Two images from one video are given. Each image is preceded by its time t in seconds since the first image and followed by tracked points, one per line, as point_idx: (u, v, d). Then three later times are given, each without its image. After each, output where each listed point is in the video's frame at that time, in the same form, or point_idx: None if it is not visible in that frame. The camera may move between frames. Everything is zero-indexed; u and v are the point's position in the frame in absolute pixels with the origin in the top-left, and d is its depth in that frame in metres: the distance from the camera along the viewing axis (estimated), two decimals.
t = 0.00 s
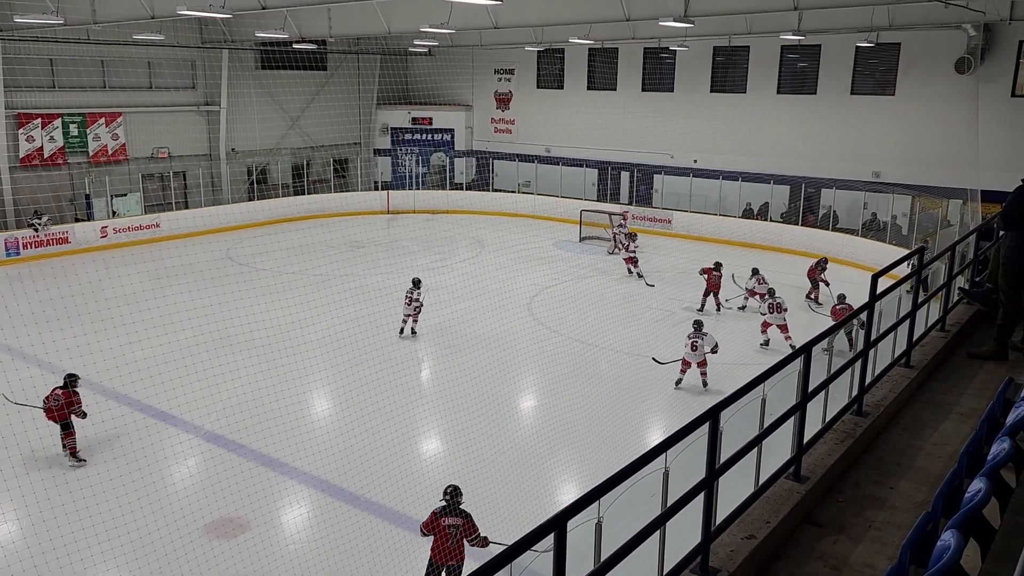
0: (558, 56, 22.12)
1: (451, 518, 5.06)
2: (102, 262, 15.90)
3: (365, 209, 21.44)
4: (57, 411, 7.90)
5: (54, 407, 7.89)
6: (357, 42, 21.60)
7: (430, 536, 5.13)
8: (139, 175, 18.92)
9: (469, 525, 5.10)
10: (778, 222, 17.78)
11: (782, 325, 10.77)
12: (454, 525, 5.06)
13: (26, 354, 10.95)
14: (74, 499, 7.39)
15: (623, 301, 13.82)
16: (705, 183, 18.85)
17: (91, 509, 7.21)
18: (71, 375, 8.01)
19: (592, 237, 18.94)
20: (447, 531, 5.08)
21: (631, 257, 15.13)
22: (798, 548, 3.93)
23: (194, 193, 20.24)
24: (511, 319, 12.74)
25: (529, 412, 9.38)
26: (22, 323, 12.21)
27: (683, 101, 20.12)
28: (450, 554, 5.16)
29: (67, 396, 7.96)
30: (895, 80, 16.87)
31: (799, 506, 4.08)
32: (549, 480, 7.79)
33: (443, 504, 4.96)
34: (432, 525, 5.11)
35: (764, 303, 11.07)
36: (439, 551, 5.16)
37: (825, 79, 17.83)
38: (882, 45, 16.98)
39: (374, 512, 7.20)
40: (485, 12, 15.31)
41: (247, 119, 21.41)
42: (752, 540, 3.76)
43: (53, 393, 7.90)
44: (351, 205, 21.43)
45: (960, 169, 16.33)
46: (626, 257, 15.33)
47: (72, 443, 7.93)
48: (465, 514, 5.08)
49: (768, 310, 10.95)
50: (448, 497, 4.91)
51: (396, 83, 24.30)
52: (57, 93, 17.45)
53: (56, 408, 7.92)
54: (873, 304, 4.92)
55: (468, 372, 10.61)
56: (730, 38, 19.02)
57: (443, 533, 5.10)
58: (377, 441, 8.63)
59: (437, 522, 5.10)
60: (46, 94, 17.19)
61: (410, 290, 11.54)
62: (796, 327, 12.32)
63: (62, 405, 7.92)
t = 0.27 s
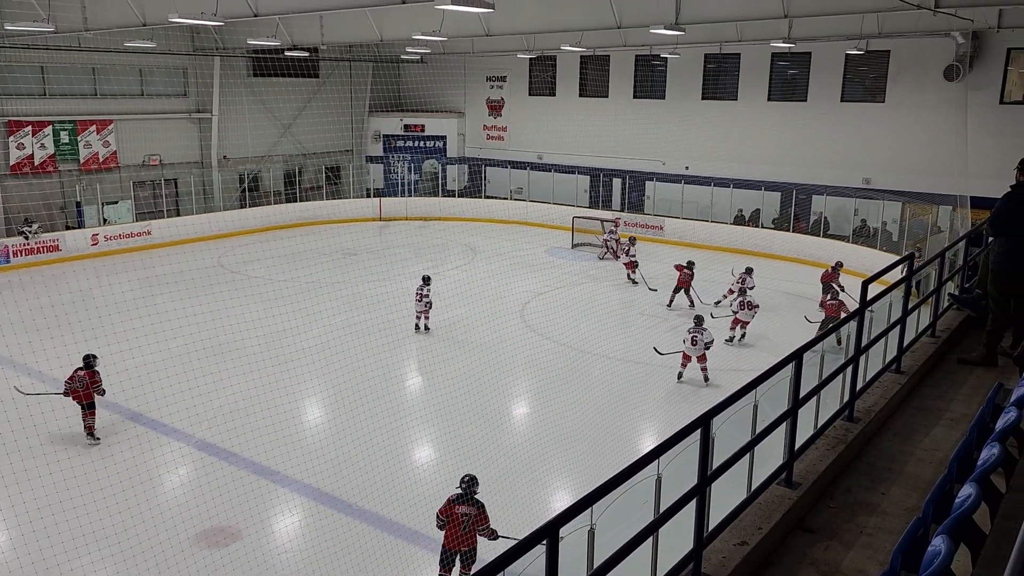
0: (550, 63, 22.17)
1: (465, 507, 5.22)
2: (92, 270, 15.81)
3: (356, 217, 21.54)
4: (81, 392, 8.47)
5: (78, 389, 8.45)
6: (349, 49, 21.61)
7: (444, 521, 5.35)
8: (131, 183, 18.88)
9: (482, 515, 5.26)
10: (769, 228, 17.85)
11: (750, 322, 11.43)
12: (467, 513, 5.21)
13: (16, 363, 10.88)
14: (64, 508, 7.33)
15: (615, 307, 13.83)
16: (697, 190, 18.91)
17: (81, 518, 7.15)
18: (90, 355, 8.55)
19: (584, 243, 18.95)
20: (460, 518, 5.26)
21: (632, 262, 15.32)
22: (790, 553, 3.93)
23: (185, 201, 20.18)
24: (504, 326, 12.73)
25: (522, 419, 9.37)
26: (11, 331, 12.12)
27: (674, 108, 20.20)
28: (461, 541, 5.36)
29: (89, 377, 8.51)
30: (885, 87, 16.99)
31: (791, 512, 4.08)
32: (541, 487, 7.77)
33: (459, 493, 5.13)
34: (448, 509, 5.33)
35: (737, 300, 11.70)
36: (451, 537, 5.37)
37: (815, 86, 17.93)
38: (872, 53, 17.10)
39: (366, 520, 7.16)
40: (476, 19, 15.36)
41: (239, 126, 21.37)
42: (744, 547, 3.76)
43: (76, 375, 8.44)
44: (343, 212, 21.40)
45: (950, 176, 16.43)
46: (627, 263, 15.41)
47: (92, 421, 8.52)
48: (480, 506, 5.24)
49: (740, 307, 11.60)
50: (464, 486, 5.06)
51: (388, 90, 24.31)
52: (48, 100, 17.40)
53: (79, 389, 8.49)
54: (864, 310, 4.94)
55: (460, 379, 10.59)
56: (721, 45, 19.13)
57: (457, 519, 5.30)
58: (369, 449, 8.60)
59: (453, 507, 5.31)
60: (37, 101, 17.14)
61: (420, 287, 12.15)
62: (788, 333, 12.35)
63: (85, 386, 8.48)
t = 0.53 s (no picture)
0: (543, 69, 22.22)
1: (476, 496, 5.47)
2: (85, 276, 15.77)
3: (349, 223, 21.49)
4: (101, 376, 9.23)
5: (100, 373, 9.21)
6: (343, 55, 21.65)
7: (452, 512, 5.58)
8: (123, 189, 18.86)
9: (491, 504, 5.50)
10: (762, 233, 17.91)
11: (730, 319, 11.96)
12: (478, 503, 5.46)
13: (7, 370, 10.83)
14: (55, 515, 7.29)
15: (609, 312, 13.85)
16: (690, 196, 18.97)
17: (73, 525, 7.12)
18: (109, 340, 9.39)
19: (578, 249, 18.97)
20: (471, 508, 5.51)
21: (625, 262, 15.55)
22: (783, 558, 3.94)
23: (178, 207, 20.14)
24: (498, 331, 12.74)
25: (516, 424, 9.36)
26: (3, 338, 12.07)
27: (667, 114, 20.26)
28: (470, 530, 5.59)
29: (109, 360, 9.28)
30: (876, 93, 17.08)
31: (784, 517, 4.08)
32: (535, 493, 7.76)
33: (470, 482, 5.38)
34: (459, 500, 5.56)
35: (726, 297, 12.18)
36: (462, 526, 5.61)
37: (807, 92, 18.02)
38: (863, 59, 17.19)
39: (360, 527, 7.14)
40: (469, 26, 15.41)
41: (232, 132, 21.37)
42: (738, 552, 3.76)
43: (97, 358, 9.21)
44: (336, 218, 21.36)
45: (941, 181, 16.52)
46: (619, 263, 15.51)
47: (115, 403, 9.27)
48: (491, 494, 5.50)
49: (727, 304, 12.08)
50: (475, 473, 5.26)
51: (382, 95, 24.33)
52: (40, 107, 17.36)
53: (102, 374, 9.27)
54: (855, 315, 4.95)
55: (454, 385, 10.58)
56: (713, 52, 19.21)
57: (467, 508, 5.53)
58: (363, 455, 8.59)
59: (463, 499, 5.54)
60: (29, 107, 17.12)
61: (431, 284, 12.53)
62: (781, 338, 12.38)
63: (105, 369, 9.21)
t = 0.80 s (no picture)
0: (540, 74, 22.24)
1: (486, 485, 6.08)
2: (80, 282, 15.72)
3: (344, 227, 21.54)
4: (126, 364, 9.80)
5: (124, 361, 9.78)
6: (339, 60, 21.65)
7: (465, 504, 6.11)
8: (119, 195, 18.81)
9: (503, 492, 6.10)
10: (759, 237, 17.93)
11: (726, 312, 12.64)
12: (489, 492, 6.07)
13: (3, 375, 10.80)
14: (51, 522, 7.26)
15: (606, 317, 13.85)
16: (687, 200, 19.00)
17: (68, 532, 7.08)
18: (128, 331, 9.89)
19: (575, 253, 18.98)
20: (483, 498, 6.09)
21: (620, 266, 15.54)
22: (780, 562, 3.94)
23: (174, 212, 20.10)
24: (495, 336, 12.73)
25: (513, 429, 9.35)
26: None
27: (664, 118, 20.30)
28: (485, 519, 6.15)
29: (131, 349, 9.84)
30: (871, 98, 17.14)
31: (781, 521, 4.08)
32: (533, 498, 7.74)
33: (480, 472, 5.99)
34: (470, 493, 6.13)
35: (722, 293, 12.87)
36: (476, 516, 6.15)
37: (803, 96, 18.07)
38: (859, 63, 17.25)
39: (356, 532, 7.12)
40: (465, 30, 15.42)
41: (228, 137, 21.34)
42: (734, 556, 3.76)
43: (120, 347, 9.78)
44: (332, 223, 21.39)
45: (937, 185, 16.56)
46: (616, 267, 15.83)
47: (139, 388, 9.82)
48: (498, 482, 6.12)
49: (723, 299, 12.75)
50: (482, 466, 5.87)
51: (378, 99, 24.33)
52: (35, 112, 17.33)
53: (126, 362, 9.84)
54: (851, 318, 4.96)
55: (451, 390, 10.57)
56: (709, 56, 19.26)
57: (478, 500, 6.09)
58: (360, 461, 8.56)
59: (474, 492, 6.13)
60: (24, 112, 17.07)
61: (443, 282, 12.92)
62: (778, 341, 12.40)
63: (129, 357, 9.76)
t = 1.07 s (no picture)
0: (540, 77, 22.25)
1: (492, 476, 6.26)
2: (81, 286, 15.73)
3: (345, 232, 21.64)
4: (145, 352, 10.35)
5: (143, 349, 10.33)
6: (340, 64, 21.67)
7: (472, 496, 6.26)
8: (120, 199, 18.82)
9: (508, 478, 6.33)
10: (759, 240, 17.91)
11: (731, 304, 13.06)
12: (495, 482, 6.26)
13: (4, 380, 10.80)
14: (52, 526, 7.25)
15: (607, 320, 13.86)
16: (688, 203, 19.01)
17: (68, 537, 7.07)
18: (149, 321, 10.46)
19: (575, 257, 18.98)
20: (490, 489, 6.25)
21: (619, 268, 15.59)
22: (781, 565, 3.93)
23: (175, 216, 20.13)
24: (496, 340, 12.73)
25: (514, 433, 9.34)
26: None
27: (664, 122, 20.32)
28: (494, 509, 6.31)
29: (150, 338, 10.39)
30: (872, 101, 17.16)
31: (782, 525, 4.08)
32: (534, 502, 7.73)
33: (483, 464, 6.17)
34: (476, 486, 6.28)
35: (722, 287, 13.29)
36: (485, 508, 6.29)
37: (803, 99, 18.08)
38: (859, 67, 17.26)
39: (357, 536, 7.11)
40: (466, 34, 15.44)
41: (229, 141, 21.35)
42: (736, 559, 3.75)
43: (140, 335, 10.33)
44: (333, 227, 21.48)
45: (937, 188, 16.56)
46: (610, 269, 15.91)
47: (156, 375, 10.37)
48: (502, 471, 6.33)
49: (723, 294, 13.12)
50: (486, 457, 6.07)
51: (379, 103, 24.33)
52: (36, 117, 17.33)
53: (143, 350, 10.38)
54: (852, 322, 4.95)
55: (453, 394, 10.56)
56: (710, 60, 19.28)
57: (484, 491, 6.26)
58: (361, 465, 8.55)
59: (479, 485, 6.28)
60: (25, 117, 17.09)
61: (454, 280, 13.37)
62: (778, 345, 12.40)
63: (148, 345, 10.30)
